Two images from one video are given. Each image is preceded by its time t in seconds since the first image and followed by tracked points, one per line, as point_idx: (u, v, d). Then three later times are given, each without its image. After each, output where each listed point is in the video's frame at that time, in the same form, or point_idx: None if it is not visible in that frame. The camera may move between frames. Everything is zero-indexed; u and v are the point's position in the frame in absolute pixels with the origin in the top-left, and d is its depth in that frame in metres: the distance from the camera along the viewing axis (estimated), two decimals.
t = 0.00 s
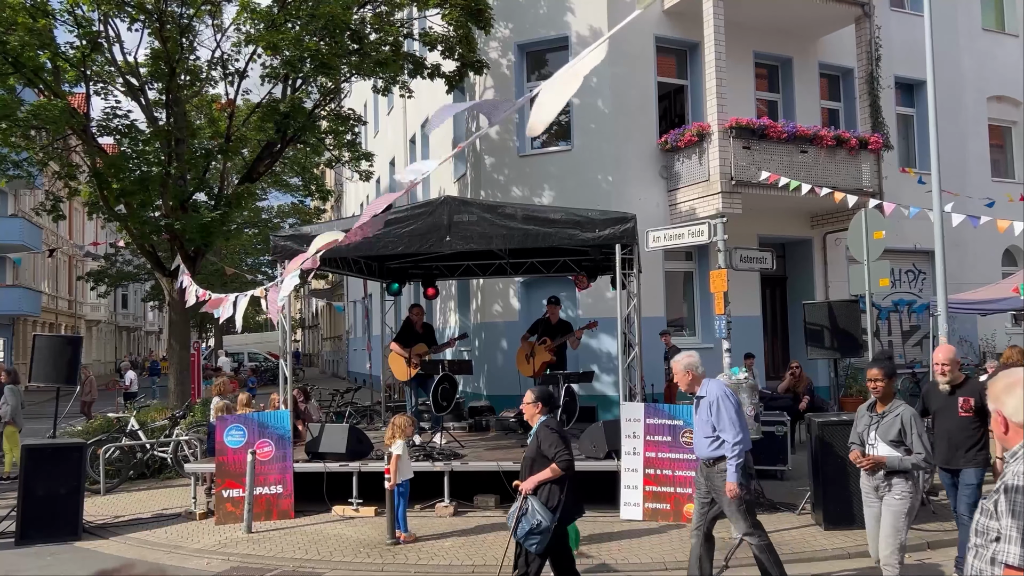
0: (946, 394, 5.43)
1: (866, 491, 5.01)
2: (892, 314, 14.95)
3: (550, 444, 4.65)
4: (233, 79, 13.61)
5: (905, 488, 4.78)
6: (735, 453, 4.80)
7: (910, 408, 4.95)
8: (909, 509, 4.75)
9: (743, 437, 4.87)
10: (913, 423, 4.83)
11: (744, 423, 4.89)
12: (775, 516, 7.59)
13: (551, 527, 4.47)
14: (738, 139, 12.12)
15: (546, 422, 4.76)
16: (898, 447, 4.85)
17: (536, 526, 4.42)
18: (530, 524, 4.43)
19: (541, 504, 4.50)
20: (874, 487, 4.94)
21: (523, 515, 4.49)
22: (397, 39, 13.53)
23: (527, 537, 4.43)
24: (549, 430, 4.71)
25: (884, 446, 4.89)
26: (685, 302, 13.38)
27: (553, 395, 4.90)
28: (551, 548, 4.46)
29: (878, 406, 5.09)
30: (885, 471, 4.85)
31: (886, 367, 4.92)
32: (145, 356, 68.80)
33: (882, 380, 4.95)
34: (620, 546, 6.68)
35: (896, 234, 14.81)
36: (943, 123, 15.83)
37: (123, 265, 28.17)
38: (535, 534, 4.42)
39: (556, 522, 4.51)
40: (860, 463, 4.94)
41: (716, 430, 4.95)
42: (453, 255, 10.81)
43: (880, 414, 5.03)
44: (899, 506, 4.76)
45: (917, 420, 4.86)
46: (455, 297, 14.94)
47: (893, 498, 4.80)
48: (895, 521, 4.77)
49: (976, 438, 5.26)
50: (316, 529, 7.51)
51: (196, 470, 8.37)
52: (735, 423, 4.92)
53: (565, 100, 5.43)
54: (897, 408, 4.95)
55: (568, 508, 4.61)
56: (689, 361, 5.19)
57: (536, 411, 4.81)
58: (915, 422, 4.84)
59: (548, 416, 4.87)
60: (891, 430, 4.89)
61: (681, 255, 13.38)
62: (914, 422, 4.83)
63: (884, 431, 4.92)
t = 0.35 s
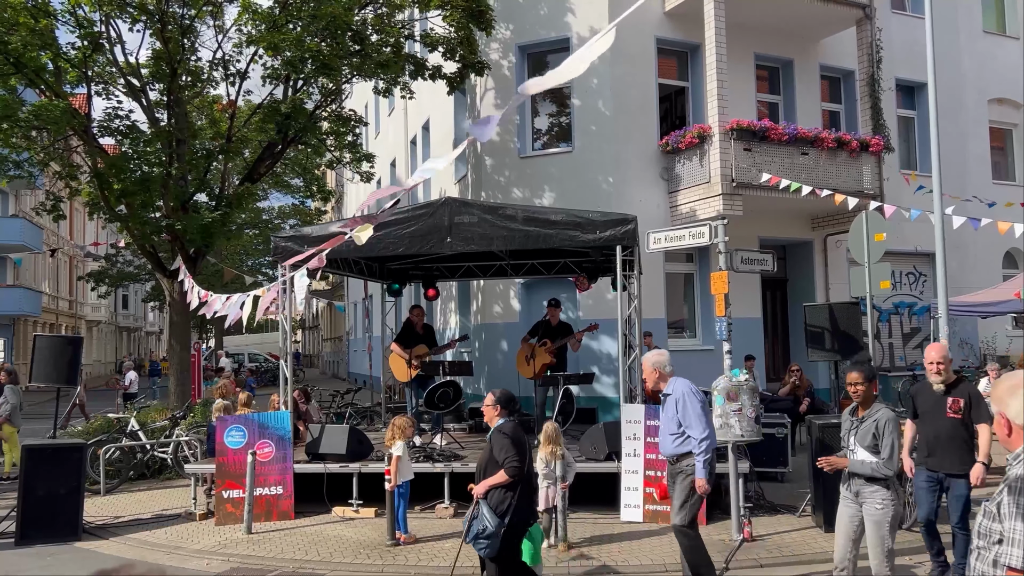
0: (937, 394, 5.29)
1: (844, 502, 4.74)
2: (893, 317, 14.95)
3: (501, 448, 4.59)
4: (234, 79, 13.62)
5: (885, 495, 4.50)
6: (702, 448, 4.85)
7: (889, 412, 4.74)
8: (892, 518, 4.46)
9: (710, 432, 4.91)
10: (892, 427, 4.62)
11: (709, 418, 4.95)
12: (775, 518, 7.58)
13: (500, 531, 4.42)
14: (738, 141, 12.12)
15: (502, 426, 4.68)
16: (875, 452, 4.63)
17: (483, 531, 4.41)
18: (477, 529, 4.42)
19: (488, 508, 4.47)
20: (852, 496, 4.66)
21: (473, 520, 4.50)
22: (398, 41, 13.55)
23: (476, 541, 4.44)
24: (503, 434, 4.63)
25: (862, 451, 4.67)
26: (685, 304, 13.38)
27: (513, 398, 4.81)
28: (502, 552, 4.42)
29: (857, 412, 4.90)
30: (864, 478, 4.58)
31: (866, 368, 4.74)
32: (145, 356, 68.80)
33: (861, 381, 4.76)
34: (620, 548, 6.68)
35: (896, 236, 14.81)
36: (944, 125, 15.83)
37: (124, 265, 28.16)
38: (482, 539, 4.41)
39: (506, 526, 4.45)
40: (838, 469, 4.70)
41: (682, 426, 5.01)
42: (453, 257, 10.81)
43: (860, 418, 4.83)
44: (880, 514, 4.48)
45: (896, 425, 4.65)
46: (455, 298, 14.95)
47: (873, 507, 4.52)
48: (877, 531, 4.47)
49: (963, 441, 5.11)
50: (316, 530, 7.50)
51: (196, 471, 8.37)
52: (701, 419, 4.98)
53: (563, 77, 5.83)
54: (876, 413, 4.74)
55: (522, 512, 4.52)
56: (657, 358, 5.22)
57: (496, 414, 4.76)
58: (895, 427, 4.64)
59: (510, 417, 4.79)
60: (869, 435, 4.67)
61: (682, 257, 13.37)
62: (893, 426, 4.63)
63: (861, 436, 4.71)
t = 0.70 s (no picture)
0: (916, 404, 5.05)
1: (807, 508, 4.67)
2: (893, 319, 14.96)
3: (466, 453, 4.56)
4: (235, 80, 13.63)
5: (853, 505, 4.46)
6: (669, 458, 4.81)
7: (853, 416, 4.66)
8: (859, 527, 4.43)
9: (678, 441, 4.87)
10: (859, 434, 4.52)
11: (678, 426, 4.90)
12: (775, 520, 7.58)
13: (475, 538, 4.38)
14: (739, 143, 12.12)
15: (463, 430, 4.65)
16: (843, 459, 4.54)
17: (460, 538, 4.34)
18: (454, 537, 4.35)
19: (460, 516, 4.42)
20: (817, 504, 4.59)
21: (447, 528, 4.41)
22: (399, 42, 13.57)
23: (453, 549, 4.36)
24: (466, 438, 4.60)
25: (828, 458, 4.57)
26: (686, 305, 13.39)
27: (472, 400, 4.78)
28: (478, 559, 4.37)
29: (821, 417, 4.79)
30: (831, 487, 4.51)
31: (829, 373, 4.63)
32: (145, 357, 68.77)
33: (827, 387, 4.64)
34: (620, 549, 6.68)
35: (896, 238, 14.82)
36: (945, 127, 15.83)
37: (124, 266, 28.14)
38: (460, 546, 4.35)
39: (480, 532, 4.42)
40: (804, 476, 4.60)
41: (651, 433, 4.95)
42: (454, 257, 10.82)
43: (826, 423, 4.72)
44: (848, 526, 4.43)
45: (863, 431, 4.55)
46: (456, 299, 14.97)
47: (840, 516, 4.46)
48: (844, 540, 4.43)
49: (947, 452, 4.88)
50: (316, 531, 7.51)
51: (196, 471, 8.38)
52: (670, 426, 4.93)
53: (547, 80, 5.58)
54: (842, 418, 4.64)
55: (492, 516, 4.51)
56: (636, 360, 5.10)
57: (458, 418, 4.72)
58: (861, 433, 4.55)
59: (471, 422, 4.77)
60: (836, 442, 4.57)
61: (682, 258, 13.38)
62: (861, 433, 4.53)
63: (828, 442, 4.60)
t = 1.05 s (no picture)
0: (894, 403, 4.83)
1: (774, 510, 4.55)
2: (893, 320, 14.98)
3: (428, 454, 4.49)
4: (236, 80, 13.64)
5: (820, 506, 4.34)
6: (622, 464, 4.71)
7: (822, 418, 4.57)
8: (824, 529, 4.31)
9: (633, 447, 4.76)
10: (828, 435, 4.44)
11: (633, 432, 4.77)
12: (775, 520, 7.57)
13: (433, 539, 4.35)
14: (739, 143, 12.11)
15: (424, 430, 4.56)
16: (812, 462, 4.44)
17: (418, 541, 4.29)
18: (412, 540, 4.30)
19: (419, 517, 4.36)
20: (784, 507, 4.48)
21: (404, 530, 4.35)
22: (400, 42, 13.57)
23: (409, 551, 4.32)
24: (427, 439, 4.52)
25: (797, 460, 4.46)
26: (686, 306, 13.39)
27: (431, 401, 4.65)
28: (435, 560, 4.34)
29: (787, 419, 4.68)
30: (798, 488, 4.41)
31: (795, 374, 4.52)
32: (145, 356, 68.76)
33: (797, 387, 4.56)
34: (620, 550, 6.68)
35: (897, 239, 14.81)
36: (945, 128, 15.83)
37: (124, 266, 28.11)
38: (417, 548, 4.30)
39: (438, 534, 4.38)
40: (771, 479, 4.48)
41: (608, 435, 4.86)
42: (454, 258, 10.82)
43: (792, 425, 4.60)
44: (813, 527, 4.31)
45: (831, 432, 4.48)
46: (456, 299, 14.98)
47: (806, 518, 4.35)
48: (806, 544, 4.30)
49: (926, 451, 4.68)
50: (316, 531, 7.50)
51: (196, 471, 8.38)
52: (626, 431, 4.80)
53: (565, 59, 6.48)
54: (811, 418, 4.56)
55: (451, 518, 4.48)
56: (599, 361, 4.98)
57: (418, 417, 4.60)
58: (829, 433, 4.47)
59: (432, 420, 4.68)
60: (806, 444, 4.48)
61: (682, 259, 13.38)
62: (829, 433, 4.46)
63: (797, 443, 4.50)
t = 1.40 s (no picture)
0: (880, 413, 4.50)
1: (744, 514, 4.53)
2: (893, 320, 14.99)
3: (395, 452, 4.54)
4: (236, 80, 13.63)
5: (781, 515, 4.26)
6: (578, 464, 4.70)
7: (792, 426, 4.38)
8: (784, 537, 4.25)
9: (594, 449, 4.72)
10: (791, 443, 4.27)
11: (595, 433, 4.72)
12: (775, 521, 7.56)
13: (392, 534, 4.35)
14: (739, 143, 12.11)
15: (393, 428, 4.60)
16: (776, 470, 4.33)
17: (376, 533, 4.29)
18: (369, 532, 4.29)
19: (381, 511, 4.37)
20: (751, 512, 4.45)
21: (364, 522, 4.34)
22: (400, 42, 13.56)
23: (364, 543, 4.29)
24: (396, 437, 4.57)
25: (761, 468, 4.37)
26: (686, 306, 13.39)
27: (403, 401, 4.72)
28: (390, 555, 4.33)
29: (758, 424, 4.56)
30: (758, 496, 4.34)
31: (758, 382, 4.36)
32: (145, 356, 68.76)
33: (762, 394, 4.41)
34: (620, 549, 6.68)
35: (897, 239, 14.81)
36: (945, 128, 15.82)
37: (124, 265, 28.08)
38: (373, 540, 4.29)
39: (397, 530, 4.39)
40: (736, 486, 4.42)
41: (571, 435, 4.82)
42: (454, 258, 10.82)
43: (760, 432, 4.49)
44: (773, 535, 4.26)
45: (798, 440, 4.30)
46: (455, 299, 14.98)
47: (768, 526, 4.29)
48: (767, 551, 4.26)
49: (909, 467, 4.35)
50: (315, 531, 7.49)
51: (196, 470, 8.38)
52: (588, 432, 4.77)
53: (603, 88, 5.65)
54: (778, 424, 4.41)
55: (413, 518, 4.50)
56: (569, 361, 4.98)
57: (387, 417, 4.67)
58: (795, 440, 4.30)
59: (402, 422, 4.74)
60: (769, 453, 4.35)
61: (682, 259, 13.38)
62: (794, 441, 4.29)
63: (761, 451, 4.40)
